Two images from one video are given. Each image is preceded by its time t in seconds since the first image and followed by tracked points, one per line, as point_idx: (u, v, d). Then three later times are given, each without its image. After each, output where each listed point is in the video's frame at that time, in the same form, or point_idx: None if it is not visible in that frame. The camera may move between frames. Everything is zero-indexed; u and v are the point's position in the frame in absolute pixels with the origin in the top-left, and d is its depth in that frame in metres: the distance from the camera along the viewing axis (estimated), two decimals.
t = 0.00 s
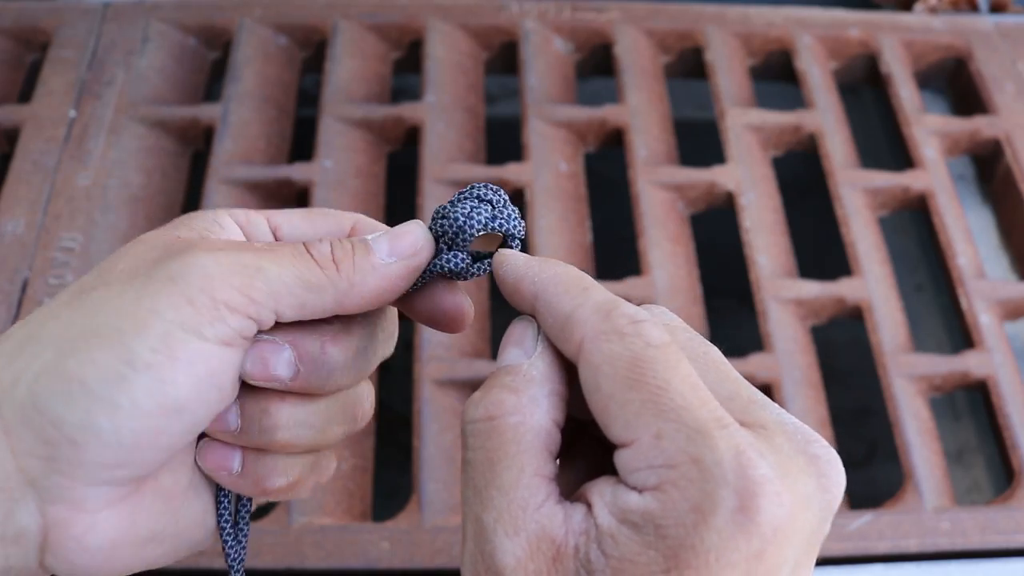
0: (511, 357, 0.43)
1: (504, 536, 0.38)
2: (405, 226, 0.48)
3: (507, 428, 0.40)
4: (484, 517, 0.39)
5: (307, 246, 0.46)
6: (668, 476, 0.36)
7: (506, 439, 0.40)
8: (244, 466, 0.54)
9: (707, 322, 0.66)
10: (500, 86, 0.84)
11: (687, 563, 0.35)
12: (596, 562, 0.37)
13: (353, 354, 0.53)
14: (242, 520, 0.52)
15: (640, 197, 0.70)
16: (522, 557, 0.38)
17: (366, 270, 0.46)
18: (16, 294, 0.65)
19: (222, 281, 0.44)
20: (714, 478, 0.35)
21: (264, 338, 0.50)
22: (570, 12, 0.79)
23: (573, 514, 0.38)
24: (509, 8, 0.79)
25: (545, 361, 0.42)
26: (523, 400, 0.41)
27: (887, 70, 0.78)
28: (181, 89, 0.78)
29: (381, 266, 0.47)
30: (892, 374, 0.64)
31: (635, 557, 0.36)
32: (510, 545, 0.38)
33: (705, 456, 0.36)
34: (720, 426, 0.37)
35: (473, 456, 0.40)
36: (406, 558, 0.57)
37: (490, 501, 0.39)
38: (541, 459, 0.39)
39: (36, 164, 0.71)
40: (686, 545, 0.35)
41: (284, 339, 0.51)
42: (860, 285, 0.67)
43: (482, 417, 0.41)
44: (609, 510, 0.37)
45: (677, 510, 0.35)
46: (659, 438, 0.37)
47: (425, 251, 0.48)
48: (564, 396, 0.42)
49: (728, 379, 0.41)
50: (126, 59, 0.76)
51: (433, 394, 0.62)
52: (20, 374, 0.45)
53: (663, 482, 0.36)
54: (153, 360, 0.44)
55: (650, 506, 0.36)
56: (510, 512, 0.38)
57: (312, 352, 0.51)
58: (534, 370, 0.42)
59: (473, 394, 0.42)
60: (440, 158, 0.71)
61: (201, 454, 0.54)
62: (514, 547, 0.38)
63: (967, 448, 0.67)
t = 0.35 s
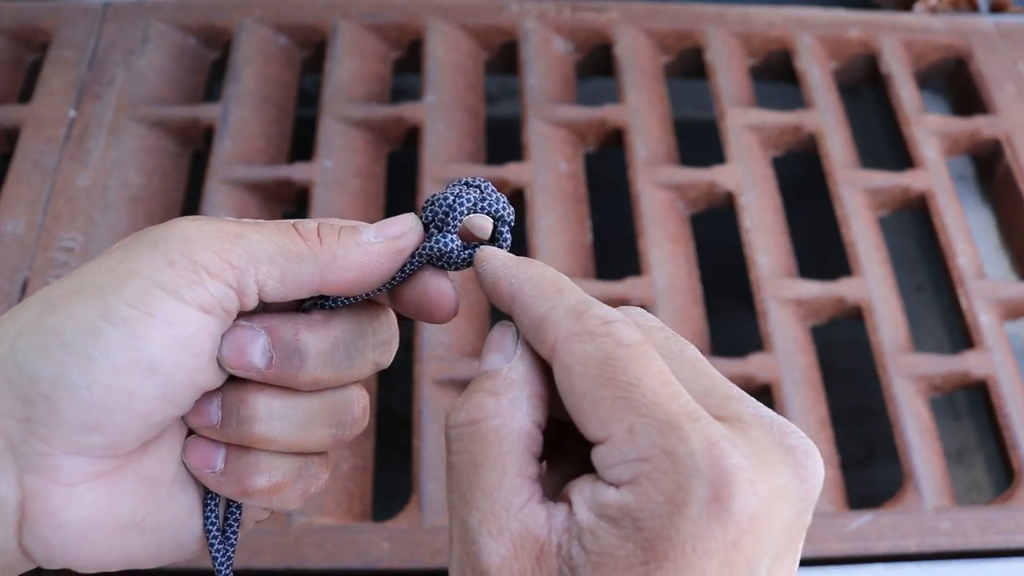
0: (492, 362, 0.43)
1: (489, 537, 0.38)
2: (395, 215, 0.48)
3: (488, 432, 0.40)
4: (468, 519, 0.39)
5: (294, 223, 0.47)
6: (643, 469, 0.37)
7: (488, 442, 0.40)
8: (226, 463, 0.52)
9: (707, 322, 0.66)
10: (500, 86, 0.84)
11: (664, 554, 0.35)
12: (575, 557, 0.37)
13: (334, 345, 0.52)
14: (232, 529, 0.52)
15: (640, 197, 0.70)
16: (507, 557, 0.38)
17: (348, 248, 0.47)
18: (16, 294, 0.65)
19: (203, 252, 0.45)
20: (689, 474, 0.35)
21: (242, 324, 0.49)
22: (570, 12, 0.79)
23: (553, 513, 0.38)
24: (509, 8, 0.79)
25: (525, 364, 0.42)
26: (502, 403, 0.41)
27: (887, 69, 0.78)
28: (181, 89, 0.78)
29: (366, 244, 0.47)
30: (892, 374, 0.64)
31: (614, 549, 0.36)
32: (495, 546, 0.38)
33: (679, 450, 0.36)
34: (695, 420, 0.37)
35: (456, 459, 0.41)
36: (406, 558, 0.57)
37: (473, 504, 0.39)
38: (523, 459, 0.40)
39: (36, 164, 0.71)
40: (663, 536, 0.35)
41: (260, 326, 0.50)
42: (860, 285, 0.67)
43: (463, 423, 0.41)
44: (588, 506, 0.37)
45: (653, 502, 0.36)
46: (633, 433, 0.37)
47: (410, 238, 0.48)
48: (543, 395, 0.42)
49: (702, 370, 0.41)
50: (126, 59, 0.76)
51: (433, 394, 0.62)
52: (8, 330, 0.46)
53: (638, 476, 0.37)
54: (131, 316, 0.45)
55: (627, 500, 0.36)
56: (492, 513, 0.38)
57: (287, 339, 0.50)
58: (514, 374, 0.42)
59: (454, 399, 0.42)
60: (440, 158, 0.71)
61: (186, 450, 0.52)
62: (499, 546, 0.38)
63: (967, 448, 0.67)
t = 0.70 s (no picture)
0: (553, 328, 0.46)
1: (602, 471, 0.41)
2: (440, 284, 0.48)
3: (583, 385, 0.42)
4: (578, 458, 0.41)
5: (355, 339, 0.45)
6: (745, 398, 0.44)
7: (579, 394, 0.42)
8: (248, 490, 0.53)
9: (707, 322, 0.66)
10: (500, 86, 0.85)
11: (765, 469, 0.41)
12: (684, 480, 0.41)
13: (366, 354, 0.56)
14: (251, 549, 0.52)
15: (640, 197, 0.70)
16: (620, 485, 0.41)
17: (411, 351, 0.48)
18: (16, 293, 0.65)
19: (283, 397, 0.45)
20: (781, 400, 0.44)
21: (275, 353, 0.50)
22: (570, 12, 0.79)
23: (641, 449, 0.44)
24: (509, 8, 0.79)
25: (590, 329, 0.46)
26: (593, 358, 0.44)
27: (887, 70, 0.78)
28: (181, 89, 0.78)
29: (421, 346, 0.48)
30: (892, 374, 0.64)
31: (721, 476, 0.41)
32: (607, 479, 0.41)
33: (755, 379, 0.45)
34: (757, 356, 0.46)
35: (550, 409, 0.42)
36: (406, 558, 0.57)
37: (577, 444, 0.41)
38: (609, 412, 0.42)
39: (36, 164, 0.71)
40: (765, 455, 0.42)
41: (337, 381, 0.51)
42: (860, 285, 0.67)
43: (552, 380, 0.42)
44: (686, 440, 0.43)
45: (758, 423, 0.43)
46: (746, 364, 0.45)
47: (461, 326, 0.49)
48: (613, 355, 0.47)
49: (750, 308, 0.49)
50: (126, 59, 0.76)
51: (433, 394, 0.62)
52: (88, 479, 0.46)
53: (741, 399, 0.44)
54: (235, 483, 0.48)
55: (732, 420, 0.43)
56: (600, 449, 0.41)
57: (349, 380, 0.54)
58: (588, 334, 0.45)
59: (539, 353, 0.44)
60: (440, 158, 0.71)
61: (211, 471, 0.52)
62: (611, 480, 0.41)
63: (967, 448, 0.67)
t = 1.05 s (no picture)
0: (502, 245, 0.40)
1: (589, 412, 0.38)
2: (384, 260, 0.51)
3: (548, 306, 0.37)
4: (560, 402, 0.37)
5: (322, 328, 0.46)
6: (745, 379, 0.45)
7: (561, 323, 0.37)
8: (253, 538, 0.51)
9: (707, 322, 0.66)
10: (500, 86, 0.85)
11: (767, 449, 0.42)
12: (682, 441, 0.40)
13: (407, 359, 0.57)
14: None
15: (640, 197, 0.70)
16: (607, 428, 0.38)
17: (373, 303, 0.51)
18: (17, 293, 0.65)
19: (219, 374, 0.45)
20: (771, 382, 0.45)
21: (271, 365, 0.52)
22: (570, 12, 0.79)
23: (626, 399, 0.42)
24: (509, 8, 0.79)
25: (545, 243, 0.40)
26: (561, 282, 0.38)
27: (887, 70, 0.78)
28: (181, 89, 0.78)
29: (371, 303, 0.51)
30: (892, 374, 0.64)
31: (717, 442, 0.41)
32: (596, 424, 0.38)
33: (748, 368, 0.46)
34: (738, 344, 0.47)
35: (526, 343, 0.37)
36: (406, 558, 0.57)
37: (564, 385, 0.37)
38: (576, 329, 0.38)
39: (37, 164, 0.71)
40: (768, 434, 0.42)
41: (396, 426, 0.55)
42: (859, 285, 0.67)
43: (528, 315, 0.37)
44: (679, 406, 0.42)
45: (761, 406, 0.43)
46: (734, 350, 0.46)
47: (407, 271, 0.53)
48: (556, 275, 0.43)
49: (707, 290, 0.49)
50: (126, 59, 0.76)
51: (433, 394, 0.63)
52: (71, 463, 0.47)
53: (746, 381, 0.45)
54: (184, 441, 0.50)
55: (733, 399, 0.43)
56: (591, 393, 0.38)
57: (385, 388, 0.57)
58: (543, 250, 0.39)
59: (490, 268, 0.38)
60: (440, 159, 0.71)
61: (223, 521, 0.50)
62: (600, 422, 0.38)
63: (966, 448, 0.67)
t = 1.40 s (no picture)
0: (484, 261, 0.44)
1: (557, 406, 0.38)
2: (411, 261, 0.49)
3: (519, 305, 0.40)
4: (526, 397, 0.38)
5: (317, 318, 0.44)
6: (745, 381, 0.44)
7: (528, 322, 0.39)
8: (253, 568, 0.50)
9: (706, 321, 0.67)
10: (500, 87, 0.85)
11: (760, 447, 0.41)
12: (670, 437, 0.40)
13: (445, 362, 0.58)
14: None
15: (640, 197, 0.71)
16: (579, 422, 0.38)
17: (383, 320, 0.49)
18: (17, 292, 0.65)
19: (207, 358, 0.44)
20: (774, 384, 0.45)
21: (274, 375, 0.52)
22: (570, 12, 0.80)
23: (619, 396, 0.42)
24: (509, 8, 0.79)
25: (524, 255, 0.43)
26: (531, 283, 0.41)
27: (887, 70, 0.78)
28: (181, 89, 0.78)
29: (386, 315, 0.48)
30: (892, 374, 0.64)
31: (704, 438, 0.40)
32: (565, 418, 0.38)
33: (752, 369, 0.45)
34: (745, 346, 0.46)
35: (492, 341, 0.39)
36: (406, 557, 0.57)
37: (531, 380, 0.38)
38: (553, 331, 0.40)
39: (37, 164, 0.71)
40: (762, 434, 0.42)
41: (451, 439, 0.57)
42: (859, 285, 0.67)
43: (494, 314, 0.39)
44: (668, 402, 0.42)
45: (761, 404, 0.43)
46: (738, 351, 0.46)
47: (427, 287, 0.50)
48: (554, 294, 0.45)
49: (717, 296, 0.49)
50: (126, 59, 0.76)
51: (434, 394, 0.63)
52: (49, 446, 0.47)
53: (747, 382, 0.44)
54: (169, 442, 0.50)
55: (728, 399, 0.43)
56: (560, 386, 0.39)
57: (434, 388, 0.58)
58: (523, 258, 0.43)
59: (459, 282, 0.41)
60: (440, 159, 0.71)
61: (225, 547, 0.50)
62: (569, 415, 0.38)
63: (965, 448, 0.67)
